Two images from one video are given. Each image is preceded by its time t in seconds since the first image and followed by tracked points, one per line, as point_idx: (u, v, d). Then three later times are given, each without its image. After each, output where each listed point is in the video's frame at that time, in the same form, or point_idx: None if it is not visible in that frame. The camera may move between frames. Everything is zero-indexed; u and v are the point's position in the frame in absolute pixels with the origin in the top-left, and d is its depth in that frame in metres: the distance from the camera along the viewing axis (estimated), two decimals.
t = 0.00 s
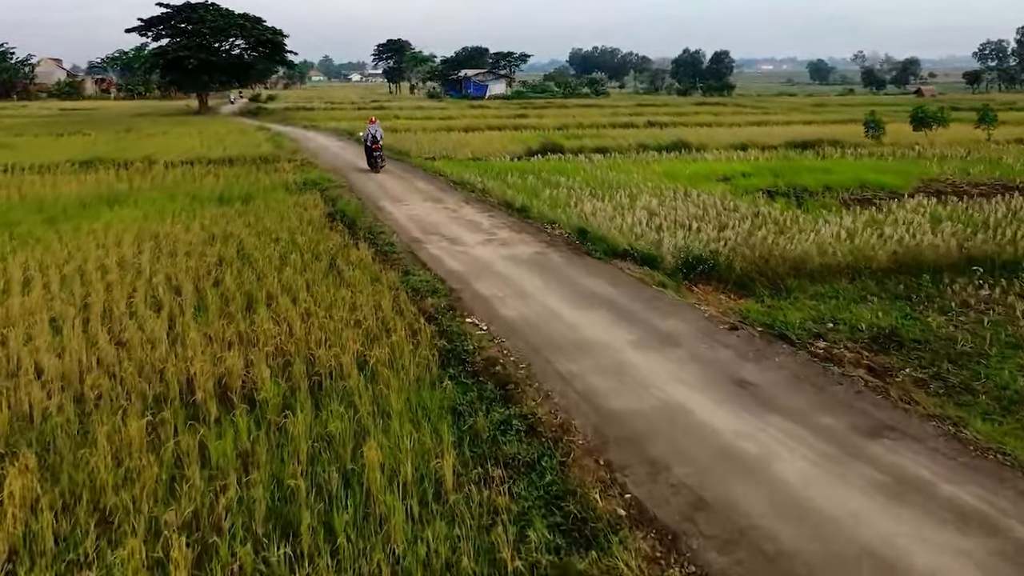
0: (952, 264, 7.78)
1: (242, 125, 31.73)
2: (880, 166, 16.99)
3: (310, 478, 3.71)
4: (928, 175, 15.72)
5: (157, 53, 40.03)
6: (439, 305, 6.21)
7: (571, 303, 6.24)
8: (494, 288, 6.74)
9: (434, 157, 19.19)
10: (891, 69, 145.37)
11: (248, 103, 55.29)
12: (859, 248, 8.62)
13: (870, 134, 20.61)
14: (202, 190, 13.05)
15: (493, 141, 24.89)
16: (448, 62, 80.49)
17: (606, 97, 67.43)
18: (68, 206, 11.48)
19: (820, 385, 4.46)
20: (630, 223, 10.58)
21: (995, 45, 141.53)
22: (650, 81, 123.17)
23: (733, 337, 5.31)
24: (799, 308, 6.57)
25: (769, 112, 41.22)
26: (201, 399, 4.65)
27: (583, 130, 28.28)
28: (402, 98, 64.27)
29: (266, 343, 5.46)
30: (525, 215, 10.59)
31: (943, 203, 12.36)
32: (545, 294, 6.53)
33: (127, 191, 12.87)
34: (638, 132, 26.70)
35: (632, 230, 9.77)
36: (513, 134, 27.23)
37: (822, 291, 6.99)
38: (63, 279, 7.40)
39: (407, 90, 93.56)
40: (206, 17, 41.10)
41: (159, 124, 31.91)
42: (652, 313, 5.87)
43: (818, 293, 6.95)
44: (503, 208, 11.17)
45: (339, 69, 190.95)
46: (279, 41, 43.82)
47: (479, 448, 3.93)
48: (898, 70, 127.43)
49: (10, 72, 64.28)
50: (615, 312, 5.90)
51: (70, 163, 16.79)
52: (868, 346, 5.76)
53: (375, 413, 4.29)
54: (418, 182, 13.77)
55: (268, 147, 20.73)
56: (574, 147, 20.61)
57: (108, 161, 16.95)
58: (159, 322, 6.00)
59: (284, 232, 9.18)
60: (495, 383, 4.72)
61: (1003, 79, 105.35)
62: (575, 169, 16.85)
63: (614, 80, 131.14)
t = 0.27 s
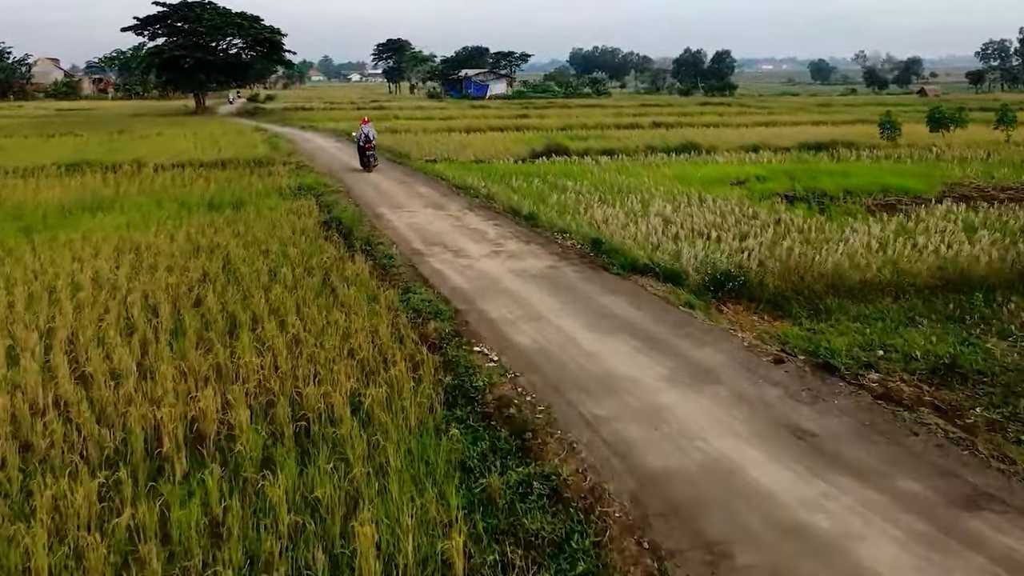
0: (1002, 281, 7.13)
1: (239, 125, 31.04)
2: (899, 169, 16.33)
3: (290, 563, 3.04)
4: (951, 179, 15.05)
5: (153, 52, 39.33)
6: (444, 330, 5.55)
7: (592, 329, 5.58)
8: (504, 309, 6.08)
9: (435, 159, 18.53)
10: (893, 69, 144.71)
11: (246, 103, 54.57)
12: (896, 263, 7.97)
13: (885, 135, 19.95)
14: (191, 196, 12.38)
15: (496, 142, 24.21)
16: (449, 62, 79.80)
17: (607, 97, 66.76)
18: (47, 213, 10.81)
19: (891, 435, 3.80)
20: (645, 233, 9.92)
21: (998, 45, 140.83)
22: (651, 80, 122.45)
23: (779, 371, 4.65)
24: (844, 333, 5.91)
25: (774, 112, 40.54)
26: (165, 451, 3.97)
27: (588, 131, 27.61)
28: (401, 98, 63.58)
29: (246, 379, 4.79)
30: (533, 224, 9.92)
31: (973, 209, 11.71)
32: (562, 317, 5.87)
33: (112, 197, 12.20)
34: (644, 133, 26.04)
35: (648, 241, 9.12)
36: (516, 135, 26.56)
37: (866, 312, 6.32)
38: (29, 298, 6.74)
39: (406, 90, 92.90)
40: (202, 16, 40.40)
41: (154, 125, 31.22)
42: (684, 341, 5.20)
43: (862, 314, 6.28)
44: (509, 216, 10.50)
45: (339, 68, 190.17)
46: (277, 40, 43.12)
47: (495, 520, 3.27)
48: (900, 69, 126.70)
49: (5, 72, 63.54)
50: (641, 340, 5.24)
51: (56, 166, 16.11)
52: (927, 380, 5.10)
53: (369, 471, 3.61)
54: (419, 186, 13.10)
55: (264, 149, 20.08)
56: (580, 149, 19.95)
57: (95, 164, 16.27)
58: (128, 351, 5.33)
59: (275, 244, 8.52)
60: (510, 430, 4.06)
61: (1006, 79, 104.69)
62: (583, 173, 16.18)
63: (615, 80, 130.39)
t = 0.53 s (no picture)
0: None
1: (235, 126, 30.36)
2: (920, 172, 15.67)
3: None
4: (977, 183, 14.37)
5: (148, 51, 38.58)
6: (449, 364, 4.87)
7: (618, 364, 4.89)
8: (517, 337, 5.40)
9: (436, 162, 17.84)
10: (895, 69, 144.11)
11: (243, 103, 53.88)
12: (941, 281, 7.31)
13: (902, 137, 19.29)
14: (179, 202, 11.72)
15: (498, 144, 23.50)
16: (449, 61, 79.16)
17: (609, 97, 66.11)
18: (23, 222, 10.13)
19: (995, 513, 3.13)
20: (662, 245, 9.23)
21: (1001, 44, 140.17)
22: (653, 80, 121.74)
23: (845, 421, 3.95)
24: (901, 366, 5.22)
25: (781, 113, 39.87)
26: (115, 530, 3.28)
27: (592, 133, 26.92)
28: (401, 98, 62.89)
29: (219, 429, 4.10)
30: (542, 234, 9.22)
31: (1008, 216, 11.05)
32: (582, 348, 5.18)
33: (95, 204, 11.53)
34: (650, 135, 25.36)
35: (667, 256, 8.47)
36: (519, 137, 25.87)
37: (921, 340, 5.63)
38: None
39: (406, 90, 92.19)
40: (199, 15, 39.69)
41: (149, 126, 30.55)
42: (726, 380, 4.52)
43: (918, 343, 5.58)
44: (516, 225, 9.80)
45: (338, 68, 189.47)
46: (275, 39, 42.41)
47: None
48: (903, 69, 126.00)
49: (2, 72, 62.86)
50: (676, 378, 4.56)
51: (40, 169, 15.43)
52: (1006, 425, 4.41)
53: (359, 565, 2.89)
54: (420, 192, 12.41)
55: (259, 152, 19.36)
56: (586, 152, 19.25)
57: (82, 167, 15.60)
58: (86, 392, 4.65)
59: (264, 258, 7.83)
60: (530, 499, 3.39)
61: (1010, 78, 103.95)
62: (590, 177, 15.48)
63: (616, 80, 129.70)
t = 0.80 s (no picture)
0: None
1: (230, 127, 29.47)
2: (950, 177, 14.83)
3: None
4: (1012, 189, 13.54)
5: (142, 50, 37.60)
6: (456, 424, 4.01)
7: (661, 425, 4.04)
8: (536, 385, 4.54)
9: (438, 166, 16.95)
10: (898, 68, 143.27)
11: (241, 103, 52.96)
12: (1010, 307, 6.47)
13: (924, 138, 18.45)
14: (161, 212, 10.87)
15: (501, 146, 22.59)
16: (450, 61, 78.26)
17: (612, 97, 65.26)
18: None
19: None
20: (688, 263, 8.36)
21: (1004, 43, 139.33)
22: (654, 79, 120.81)
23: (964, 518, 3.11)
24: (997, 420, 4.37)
25: (789, 113, 38.99)
26: None
27: (598, 134, 26.02)
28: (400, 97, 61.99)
29: (168, 521, 3.25)
30: (555, 249, 8.35)
31: None
32: (616, 401, 4.32)
33: (69, 214, 10.68)
34: (658, 136, 24.45)
35: (695, 276, 7.63)
36: (523, 138, 24.99)
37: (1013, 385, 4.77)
38: None
39: (406, 89, 91.26)
40: (195, 13, 38.74)
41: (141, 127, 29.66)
42: (799, 453, 3.67)
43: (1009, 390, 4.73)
44: (526, 239, 8.92)
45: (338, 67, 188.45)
46: (272, 38, 41.43)
47: None
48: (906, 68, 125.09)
49: None
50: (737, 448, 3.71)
51: (18, 174, 14.54)
52: None
53: None
54: (420, 200, 11.53)
55: (252, 155, 18.44)
56: (595, 154, 18.35)
57: (63, 172, 14.72)
58: (12, 462, 3.79)
59: (245, 280, 6.96)
60: None
61: (1015, 78, 103.13)
62: (601, 182, 14.60)
63: (616, 80, 128.87)
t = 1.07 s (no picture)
0: None
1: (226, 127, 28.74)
2: (976, 181, 14.14)
3: None
4: None
5: (136, 49, 36.74)
6: (464, 499, 3.31)
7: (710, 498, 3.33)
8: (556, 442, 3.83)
9: (438, 169, 16.24)
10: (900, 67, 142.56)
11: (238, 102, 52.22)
12: None
13: (945, 140, 17.76)
14: (143, 220, 10.17)
15: (504, 147, 21.89)
16: (450, 59, 77.54)
17: (614, 96, 64.60)
18: None
19: None
20: (714, 281, 7.66)
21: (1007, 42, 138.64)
22: (656, 78, 120.08)
23: None
24: None
25: (796, 113, 38.28)
26: None
27: (604, 135, 25.32)
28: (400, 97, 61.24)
29: None
30: (568, 264, 7.63)
31: None
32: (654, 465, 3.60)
33: (45, 223, 9.98)
34: (666, 138, 23.76)
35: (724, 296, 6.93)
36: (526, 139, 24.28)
37: None
38: None
39: (406, 89, 90.53)
40: (191, 11, 37.93)
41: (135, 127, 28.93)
42: (888, 543, 2.97)
43: None
44: (536, 251, 8.21)
45: (337, 67, 187.35)
46: (270, 37, 40.57)
47: None
48: (908, 67, 124.46)
49: None
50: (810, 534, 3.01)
51: None
52: None
53: None
54: (420, 208, 10.80)
55: (246, 158, 17.69)
56: (602, 156, 17.63)
57: (45, 176, 14.00)
58: None
59: (225, 303, 6.24)
60: None
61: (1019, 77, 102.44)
62: (611, 187, 13.89)
63: (617, 79, 128.19)
